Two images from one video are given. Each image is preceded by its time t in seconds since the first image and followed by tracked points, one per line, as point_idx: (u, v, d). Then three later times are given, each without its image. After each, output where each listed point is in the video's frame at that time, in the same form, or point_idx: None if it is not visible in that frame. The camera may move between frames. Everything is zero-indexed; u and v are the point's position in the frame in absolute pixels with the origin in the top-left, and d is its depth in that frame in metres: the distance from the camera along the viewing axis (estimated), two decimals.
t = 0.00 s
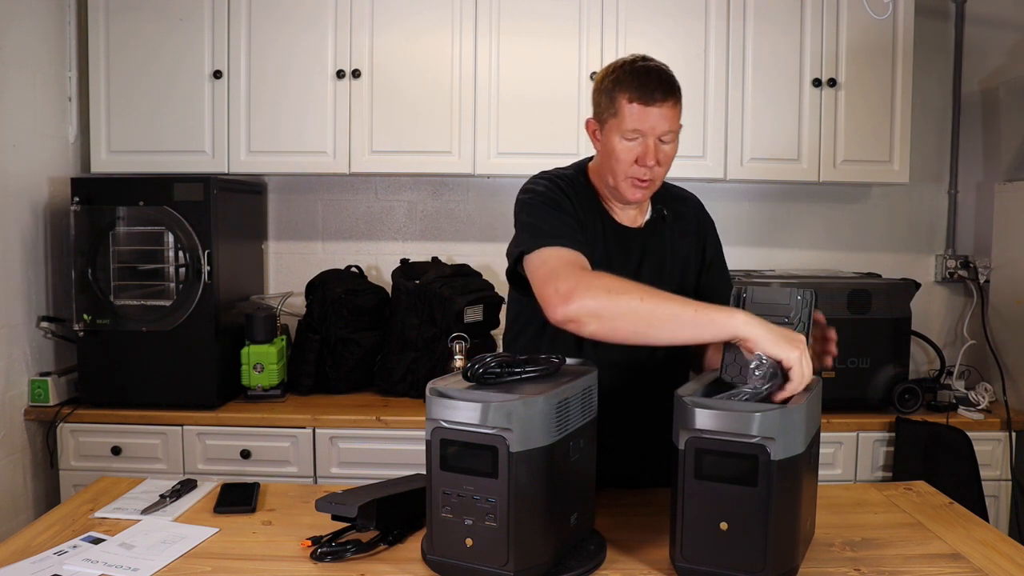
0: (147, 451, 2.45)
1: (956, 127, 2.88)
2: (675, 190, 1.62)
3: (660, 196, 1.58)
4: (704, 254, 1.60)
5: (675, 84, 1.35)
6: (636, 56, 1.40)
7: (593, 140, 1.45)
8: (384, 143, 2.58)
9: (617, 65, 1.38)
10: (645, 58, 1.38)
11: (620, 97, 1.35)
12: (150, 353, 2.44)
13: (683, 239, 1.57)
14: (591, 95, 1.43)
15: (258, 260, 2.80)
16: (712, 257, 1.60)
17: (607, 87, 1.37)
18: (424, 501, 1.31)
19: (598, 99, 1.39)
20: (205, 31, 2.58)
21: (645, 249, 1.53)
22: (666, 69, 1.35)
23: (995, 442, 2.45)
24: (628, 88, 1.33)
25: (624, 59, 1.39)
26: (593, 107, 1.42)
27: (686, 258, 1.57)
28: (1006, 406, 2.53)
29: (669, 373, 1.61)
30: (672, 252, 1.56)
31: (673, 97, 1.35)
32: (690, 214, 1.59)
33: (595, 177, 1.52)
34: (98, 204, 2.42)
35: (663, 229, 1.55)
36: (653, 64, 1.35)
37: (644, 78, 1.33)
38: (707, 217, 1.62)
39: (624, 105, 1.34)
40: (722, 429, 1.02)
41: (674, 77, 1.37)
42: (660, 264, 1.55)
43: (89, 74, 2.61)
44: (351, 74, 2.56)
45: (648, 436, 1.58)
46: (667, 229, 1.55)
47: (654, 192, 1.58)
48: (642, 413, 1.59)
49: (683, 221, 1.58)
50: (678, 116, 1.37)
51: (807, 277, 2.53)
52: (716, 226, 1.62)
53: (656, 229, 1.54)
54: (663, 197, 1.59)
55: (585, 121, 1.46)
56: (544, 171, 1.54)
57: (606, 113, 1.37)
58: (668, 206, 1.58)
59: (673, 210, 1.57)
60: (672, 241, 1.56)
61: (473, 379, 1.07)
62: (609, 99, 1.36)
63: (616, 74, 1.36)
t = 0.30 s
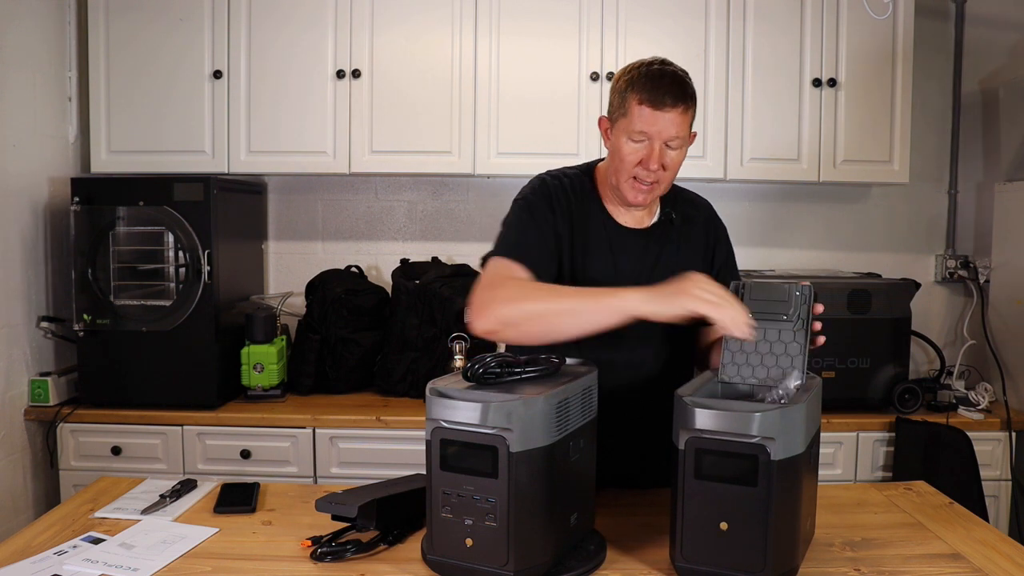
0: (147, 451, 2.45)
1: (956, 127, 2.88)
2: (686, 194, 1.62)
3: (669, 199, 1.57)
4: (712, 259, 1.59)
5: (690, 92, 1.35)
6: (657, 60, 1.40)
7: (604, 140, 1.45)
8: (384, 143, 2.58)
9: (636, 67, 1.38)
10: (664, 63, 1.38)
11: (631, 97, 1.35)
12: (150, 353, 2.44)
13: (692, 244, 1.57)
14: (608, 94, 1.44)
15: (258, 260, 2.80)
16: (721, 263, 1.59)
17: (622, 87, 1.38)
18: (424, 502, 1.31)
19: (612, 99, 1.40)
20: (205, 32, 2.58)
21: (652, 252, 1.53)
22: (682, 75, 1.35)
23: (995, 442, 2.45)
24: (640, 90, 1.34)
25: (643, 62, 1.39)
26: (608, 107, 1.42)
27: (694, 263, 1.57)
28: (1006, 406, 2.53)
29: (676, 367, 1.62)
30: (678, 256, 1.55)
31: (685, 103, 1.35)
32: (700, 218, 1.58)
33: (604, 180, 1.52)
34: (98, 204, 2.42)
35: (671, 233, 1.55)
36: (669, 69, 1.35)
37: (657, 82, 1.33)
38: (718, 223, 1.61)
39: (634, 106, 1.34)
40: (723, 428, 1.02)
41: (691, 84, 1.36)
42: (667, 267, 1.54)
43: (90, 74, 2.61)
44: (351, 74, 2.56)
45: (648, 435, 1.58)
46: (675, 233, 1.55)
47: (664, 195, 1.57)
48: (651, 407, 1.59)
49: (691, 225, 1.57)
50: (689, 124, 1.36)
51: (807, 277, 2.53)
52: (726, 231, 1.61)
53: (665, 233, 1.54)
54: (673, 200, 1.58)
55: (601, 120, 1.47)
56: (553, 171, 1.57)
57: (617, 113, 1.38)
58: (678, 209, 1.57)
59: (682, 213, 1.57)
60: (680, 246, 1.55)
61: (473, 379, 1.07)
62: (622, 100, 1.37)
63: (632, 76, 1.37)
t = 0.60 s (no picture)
0: (147, 451, 2.45)
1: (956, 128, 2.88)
2: (686, 192, 1.61)
3: (666, 196, 1.58)
4: (710, 259, 1.58)
5: (682, 89, 1.34)
6: (649, 57, 1.39)
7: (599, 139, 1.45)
8: (384, 143, 2.58)
9: (628, 65, 1.38)
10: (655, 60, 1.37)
11: (624, 97, 1.35)
12: (150, 353, 2.45)
13: (688, 244, 1.56)
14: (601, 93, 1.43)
15: (258, 260, 2.80)
16: (720, 262, 1.58)
17: (614, 86, 1.38)
18: (424, 502, 1.31)
19: (605, 98, 1.40)
20: (205, 31, 2.58)
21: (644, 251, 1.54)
22: (675, 73, 1.35)
23: (995, 442, 2.45)
24: (631, 89, 1.34)
25: (635, 59, 1.39)
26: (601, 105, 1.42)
27: (689, 263, 1.56)
28: (1006, 406, 2.53)
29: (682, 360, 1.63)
30: (673, 256, 1.55)
31: (677, 101, 1.34)
32: (698, 217, 1.58)
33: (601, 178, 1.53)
34: (98, 204, 2.42)
35: (666, 231, 1.55)
36: (663, 67, 1.35)
37: (648, 80, 1.33)
38: (717, 221, 1.60)
39: (627, 105, 1.34)
40: (723, 428, 1.02)
41: (683, 81, 1.36)
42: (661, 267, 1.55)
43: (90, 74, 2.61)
44: (351, 74, 2.56)
45: (648, 435, 1.58)
46: (670, 232, 1.55)
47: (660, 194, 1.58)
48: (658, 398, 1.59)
49: (687, 224, 1.56)
50: (682, 121, 1.36)
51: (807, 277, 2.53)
52: (727, 230, 1.60)
53: (659, 232, 1.54)
54: (670, 199, 1.58)
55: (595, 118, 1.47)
56: (545, 174, 1.60)
57: (610, 112, 1.38)
58: (675, 209, 1.57)
59: (678, 211, 1.56)
60: (675, 245, 1.55)
61: (473, 379, 1.07)
62: (615, 98, 1.37)
63: (624, 74, 1.36)
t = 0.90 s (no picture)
0: (147, 451, 2.45)
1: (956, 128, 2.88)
2: (673, 185, 1.61)
3: (654, 191, 1.57)
4: (701, 250, 1.58)
5: (658, 86, 1.35)
6: (622, 57, 1.40)
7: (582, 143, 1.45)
8: (384, 143, 2.58)
9: (602, 66, 1.39)
10: (629, 60, 1.38)
11: (602, 98, 1.36)
12: (150, 353, 2.44)
13: (678, 237, 1.56)
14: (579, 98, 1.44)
15: (258, 260, 2.80)
16: (710, 253, 1.58)
17: (591, 89, 1.39)
18: (424, 501, 1.31)
19: (584, 102, 1.40)
20: (205, 31, 2.57)
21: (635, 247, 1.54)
22: (649, 70, 1.36)
23: (995, 442, 2.45)
24: (609, 91, 1.34)
25: (610, 60, 1.40)
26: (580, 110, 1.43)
27: (681, 257, 1.56)
28: (1006, 406, 2.53)
29: (677, 356, 1.64)
30: (663, 251, 1.55)
31: (655, 97, 1.35)
32: (688, 210, 1.57)
33: (587, 178, 1.53)
34: (98, 204, 2.42)
35: (656, 226, 1.54)
36: (636, 65, 1.36)
37: (624, 80, 1.34)
38: (706, 212, 1.59)
39: (606, 106, 1.35)
40: (723, 428, 1.02)
41: (658, 78, 1.37)
42: (652, 264, 1.55)
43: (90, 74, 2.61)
44: (351, 74, 2.56)
45: (648, 436, 1.58)
46: (659, 227, 1.55)
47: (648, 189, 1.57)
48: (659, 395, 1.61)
49: (676, 219, 1.56)
50: (662, 117, 1.36)
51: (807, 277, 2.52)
52: (717, 220, 1.60)
53: (649, 228, 1.54)
54: (658, 193, 1.57)
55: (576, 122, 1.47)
56: (534, 176, 1.58)
57: (590, 115, 1.38)
58: (664, 203, 1.56)
59: (667, 206, 1.56)
60: (665, 240, 1.55)
61: (473, 379, 1.07)
62: (593, 101, 1.37)
63: (599, 76, 1.37)
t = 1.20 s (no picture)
0: (147, 451, 2.45)
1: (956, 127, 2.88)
2: (664, 183, 1.61)
3: (646, 189, 1.58)
4: (695, 246, 1.58)
5: (648, 85, 1.35)
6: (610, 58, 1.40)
7: (574, 145, 1.45)
8: (384, 143, 2.58)
9: (591, 67, 1.39)
10: (618, 60, 1.38)
11: (592, 99, 1.35)
12: (150, 353, 2.44)
13: (671, 233, 1.56)
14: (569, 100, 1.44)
15: (258, 260, 2.80)
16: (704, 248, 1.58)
17: (581, 91, 1.39)
18: (424, 501, 1.31)
19: (574, 104, 1.40)
20: (205, 31, 2.58)
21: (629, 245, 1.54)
22: (638, 70, 1.36)
23: (995, 442, 2.45)
24: (599, 91, 1.34)
25: (598, 61, 1.40)
26: (570, 112, 1.43)
27: (674, 254, 1.56)
28: (1006, 406, 2.53)
29: (675, 353, 1.62)
30: (657, 249, 1.55)
31: (645, 97, 1.35)
32: (679, 207, 1.58)
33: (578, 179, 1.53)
34: (98, 204, 2.42)
35: (649, 224, 1.55)
36: (625, 65, 1.36)
37: (614, 80, 1.34)
38: (698, 208, 1.60)
39: (596, 107, 1.35)
40: (723, 427, 1.02)
41: (647, 77, 1.37)
42: (646, 262, 1.55)
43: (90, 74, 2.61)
44: (351, 74, 2.56)
45: (646, 436, 1.58)
46: (652, 224, 1.55)
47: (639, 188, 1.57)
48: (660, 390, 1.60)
49: (668, 216, 1.56)
50: (653, 115, 1.36)
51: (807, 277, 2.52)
52: (710, 215, 1.60)
53: (642, 226, 1.54)
54: (650, 192, 1.58)
55: (567, 124, 1.47)
56: (523, 181, 1.59)
57: (581, 116, 1.38)
58: (655, 201, 1.57)
59: (658, 204, 1.57)
60: (658, 237, 1.55)
61: (473, 379, 1.07)
62: (584, 102, 1.37)
63: (589, 77, 1.37)
